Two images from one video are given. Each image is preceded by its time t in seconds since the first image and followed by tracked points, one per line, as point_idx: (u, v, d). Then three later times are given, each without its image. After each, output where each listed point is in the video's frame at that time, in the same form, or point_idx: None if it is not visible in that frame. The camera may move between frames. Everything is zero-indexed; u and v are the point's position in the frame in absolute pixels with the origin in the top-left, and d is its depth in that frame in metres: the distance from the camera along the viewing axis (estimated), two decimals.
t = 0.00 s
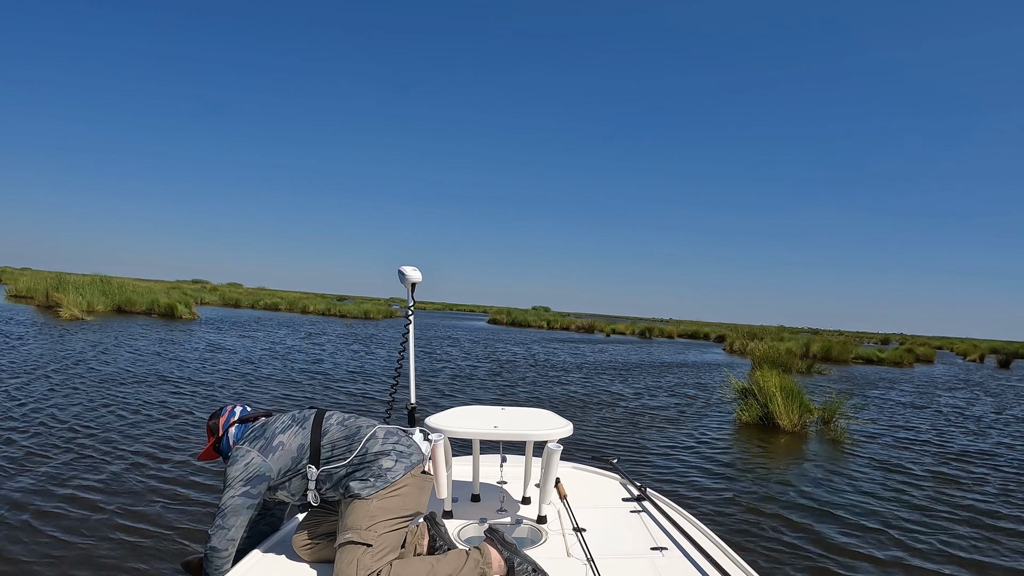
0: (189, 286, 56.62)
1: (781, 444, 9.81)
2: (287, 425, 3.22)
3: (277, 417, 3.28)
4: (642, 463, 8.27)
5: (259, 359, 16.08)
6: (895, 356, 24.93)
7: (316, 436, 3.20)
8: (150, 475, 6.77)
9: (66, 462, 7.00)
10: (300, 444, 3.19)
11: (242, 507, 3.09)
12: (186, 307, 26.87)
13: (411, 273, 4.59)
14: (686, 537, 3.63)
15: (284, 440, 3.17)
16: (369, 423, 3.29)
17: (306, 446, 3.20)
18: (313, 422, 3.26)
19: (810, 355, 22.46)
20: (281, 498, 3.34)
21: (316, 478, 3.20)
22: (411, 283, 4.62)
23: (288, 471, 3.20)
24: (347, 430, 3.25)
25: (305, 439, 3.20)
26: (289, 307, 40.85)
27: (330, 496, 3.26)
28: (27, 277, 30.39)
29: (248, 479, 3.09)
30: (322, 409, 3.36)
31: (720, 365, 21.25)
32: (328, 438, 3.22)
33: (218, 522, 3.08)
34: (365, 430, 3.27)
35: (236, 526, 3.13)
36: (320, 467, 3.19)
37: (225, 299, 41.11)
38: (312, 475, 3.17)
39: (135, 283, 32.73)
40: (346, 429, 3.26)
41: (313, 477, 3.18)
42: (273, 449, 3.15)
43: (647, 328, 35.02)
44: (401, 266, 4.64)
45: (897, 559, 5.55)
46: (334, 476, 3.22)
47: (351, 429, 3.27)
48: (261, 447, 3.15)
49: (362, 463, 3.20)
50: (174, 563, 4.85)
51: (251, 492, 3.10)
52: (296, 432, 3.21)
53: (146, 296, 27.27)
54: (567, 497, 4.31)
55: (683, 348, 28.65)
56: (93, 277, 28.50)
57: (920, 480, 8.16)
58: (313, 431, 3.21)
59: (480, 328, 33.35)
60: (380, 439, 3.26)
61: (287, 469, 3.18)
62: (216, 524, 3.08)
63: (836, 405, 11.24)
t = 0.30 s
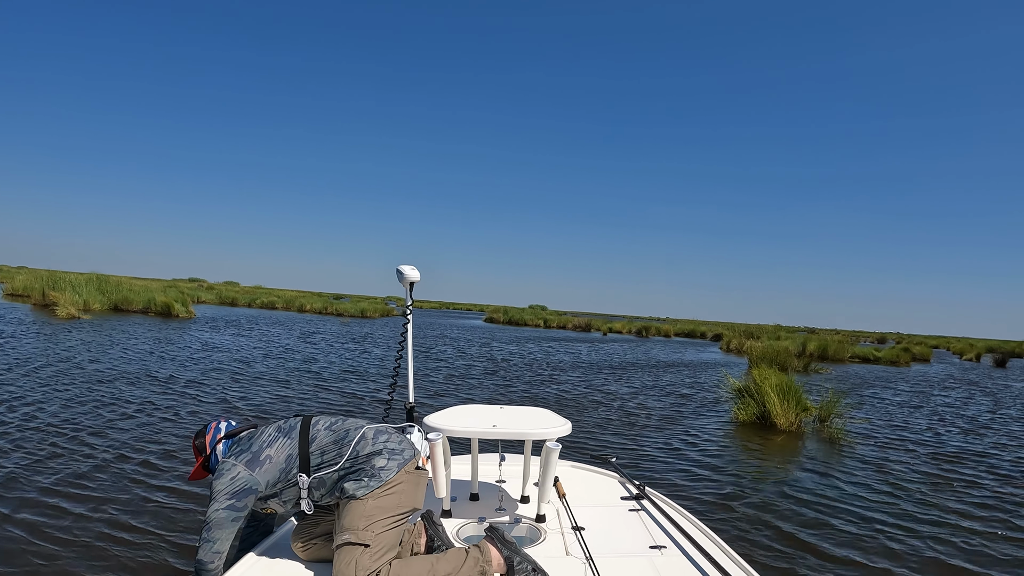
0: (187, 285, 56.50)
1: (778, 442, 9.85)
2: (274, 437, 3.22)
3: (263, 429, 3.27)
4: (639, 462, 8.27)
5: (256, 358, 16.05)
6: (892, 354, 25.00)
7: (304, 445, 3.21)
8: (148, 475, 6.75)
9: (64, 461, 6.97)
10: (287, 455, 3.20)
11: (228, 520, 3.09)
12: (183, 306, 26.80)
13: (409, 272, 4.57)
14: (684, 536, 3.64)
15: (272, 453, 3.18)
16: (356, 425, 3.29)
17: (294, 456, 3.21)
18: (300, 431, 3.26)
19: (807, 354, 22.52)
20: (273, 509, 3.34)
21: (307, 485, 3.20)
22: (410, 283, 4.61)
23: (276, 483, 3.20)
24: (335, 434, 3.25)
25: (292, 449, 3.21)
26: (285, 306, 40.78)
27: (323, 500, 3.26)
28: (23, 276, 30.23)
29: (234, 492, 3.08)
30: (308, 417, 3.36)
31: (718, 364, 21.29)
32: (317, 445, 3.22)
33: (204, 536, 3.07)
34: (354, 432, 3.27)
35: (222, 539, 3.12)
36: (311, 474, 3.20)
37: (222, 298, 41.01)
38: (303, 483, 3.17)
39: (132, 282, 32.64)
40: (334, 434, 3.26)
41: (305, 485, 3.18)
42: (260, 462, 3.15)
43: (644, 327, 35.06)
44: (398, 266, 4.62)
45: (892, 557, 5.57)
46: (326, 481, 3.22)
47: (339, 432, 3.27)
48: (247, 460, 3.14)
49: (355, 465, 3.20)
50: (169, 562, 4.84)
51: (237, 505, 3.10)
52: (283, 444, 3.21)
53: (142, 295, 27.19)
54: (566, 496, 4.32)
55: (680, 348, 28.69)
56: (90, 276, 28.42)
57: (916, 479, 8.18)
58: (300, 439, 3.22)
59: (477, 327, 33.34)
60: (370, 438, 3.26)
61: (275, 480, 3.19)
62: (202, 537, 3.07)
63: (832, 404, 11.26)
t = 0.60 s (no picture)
0: (187, 284, 56.55)
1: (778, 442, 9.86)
2: (269, 448, 3.23)
3: (258, 441, 3.28)
4: (638, 463, 8.30)
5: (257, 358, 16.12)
6: (892, 355, 25.04)
7: (299, 452, 3.19)
8: (147, 485, 6.76)
9: (62, 471, 6.97)
10: (282, 464, 3.20)
11: (224, 530, 3.10)
12: (183, 307, 26.83)
13: (409, 273, 4.56)
14: (684, 535, 3.65)
15: (267, 464, 3.19)
16: (352, 427, 3.28)
17: (290, 464, 3.20)
18: (295, 440, 3.26)
19: (806, 354, 22.57)
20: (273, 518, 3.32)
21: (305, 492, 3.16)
22: (409, 283, 4.60)
23: (274, 493, 3.19)
24: (331, 440, 3.24)
25: (287, 458, 3.21)
26: (284, 306, 40.80)
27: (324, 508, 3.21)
28: (22, 277, 30.19)
29: (229, 503, 3.10)
30: (303, 425, 3.36)
31: (717, 365, 21.34)
32: (313, 451, 3.21)
33: (200, 547, 3.09)
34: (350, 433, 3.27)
35: (219, 549, 3.12)
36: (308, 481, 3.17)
37: (222, 298, 41.03)
38: (302, 489, 3.12)
39: (133, 281, 32.70)
40: (330, 440, 3.25)
41: (303, 493, 3.14)
42: (256, 474, 3.16)
43: (643, 326, 35.13)
44: (398, 266, 4.62)
45: (887, 556, 5.61)
46: (325, 487, 3.19)
47: (335, 438, 3.25)
48: (242, 471, 3.16)
49: (352, 469, 3.19)
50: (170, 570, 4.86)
51: (233, 516, 3.12)
52: (278, 454, 3.22)
53: (143, 296, 27.20)
54: (566, 496, 4.32)
55: (679, 348, 28.75)
56: (90, 277, 28.44)
57: (915, 479, 8.21)
58: (295, 447, 3.21)
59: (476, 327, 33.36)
60: (366, 440, 3.25)
61: (272, 490, 3.19)
62: (199, 548, 3.09)
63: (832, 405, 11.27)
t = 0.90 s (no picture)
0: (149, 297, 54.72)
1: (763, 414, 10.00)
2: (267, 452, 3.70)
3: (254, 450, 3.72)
4: (627, 444, 8.32)
5: (233, 364, 15.76)
6: (858, 323, 25.82)
7: (297, 452, 3.70)
8: (129, 486, 6.44)
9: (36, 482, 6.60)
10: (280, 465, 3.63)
11: (225, 531, 3.37)
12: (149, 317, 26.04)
13: (396, 265, 4.39)
14: (683, 533, 3.59)
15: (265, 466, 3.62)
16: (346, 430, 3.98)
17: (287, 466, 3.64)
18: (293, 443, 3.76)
19: (776, 326, 23.13)
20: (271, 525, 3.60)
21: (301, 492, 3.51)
22: (398, 276, 4.40)
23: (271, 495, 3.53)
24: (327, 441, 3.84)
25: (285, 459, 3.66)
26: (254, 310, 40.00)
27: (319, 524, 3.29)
28: None
29: (229, 503, 3.40)
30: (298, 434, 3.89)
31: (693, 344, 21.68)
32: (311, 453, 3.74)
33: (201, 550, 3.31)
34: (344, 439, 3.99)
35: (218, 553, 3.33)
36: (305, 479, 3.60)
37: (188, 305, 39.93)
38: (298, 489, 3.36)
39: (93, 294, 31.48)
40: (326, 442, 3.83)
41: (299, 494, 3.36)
42: (254, 475, 3.54)
43: (615, 310, 35.55)
44: (385, 257, 4.44)
45: (881, 522, 5.68)
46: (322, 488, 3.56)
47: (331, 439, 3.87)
48: (241, 474, 3.52)
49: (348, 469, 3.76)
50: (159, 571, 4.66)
51: (232, 516, 3.40)
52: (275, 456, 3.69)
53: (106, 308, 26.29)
54: (565, 496, 4.26)
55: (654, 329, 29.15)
56: (51, 290, 27.40)
57: (896, 443, 8.41)
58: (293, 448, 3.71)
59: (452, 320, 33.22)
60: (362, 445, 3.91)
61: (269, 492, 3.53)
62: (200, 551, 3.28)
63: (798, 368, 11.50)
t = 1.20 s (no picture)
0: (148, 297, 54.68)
1: (756, 415, 10.02)
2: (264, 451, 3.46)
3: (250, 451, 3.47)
4: (626, 445, 8.28)
5: (232, 364, 15.72)
6: (855, 323, 25.77)
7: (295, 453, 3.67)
8: (125, 488, 6.38)
9: (32, 483, 6.54)
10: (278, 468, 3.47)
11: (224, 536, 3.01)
12: (145, 318, 25.93)
13: (395, 264, 4.21)
14: (673, 526, 3.58)
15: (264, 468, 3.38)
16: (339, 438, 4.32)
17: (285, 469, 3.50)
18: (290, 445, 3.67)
19: (771, 326, 23.13)
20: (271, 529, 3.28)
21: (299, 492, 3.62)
22: (396, 275, 4.29)
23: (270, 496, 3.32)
24: (322, 441, 4.06)
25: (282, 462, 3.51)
26: (253, 311, 39.96)
27: (321, 526, 3.46)
28: None
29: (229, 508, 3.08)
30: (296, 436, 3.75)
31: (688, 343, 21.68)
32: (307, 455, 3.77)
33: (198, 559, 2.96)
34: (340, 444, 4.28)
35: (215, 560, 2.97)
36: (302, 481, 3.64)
37: (186, 306, 39.80)
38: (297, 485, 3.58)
39: (92, 296, 31.45)
40: (320, 442, 4.05)
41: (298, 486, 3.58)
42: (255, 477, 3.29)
43: (610, 310, 35.67)
44: (384, 258, 4.31)
45: (883, 525, 5.63)
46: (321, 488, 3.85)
47: (326, 442, 4.10)
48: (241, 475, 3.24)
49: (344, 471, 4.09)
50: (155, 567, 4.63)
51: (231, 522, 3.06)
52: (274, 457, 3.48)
53: (104, 309, 26.22)
54: (555, 489, 4.27)
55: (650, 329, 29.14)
56: (48, 293, 27.36)
57: (896, 445, 8.36)
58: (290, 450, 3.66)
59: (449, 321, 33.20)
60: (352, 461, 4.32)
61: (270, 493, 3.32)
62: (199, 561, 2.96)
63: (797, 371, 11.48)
